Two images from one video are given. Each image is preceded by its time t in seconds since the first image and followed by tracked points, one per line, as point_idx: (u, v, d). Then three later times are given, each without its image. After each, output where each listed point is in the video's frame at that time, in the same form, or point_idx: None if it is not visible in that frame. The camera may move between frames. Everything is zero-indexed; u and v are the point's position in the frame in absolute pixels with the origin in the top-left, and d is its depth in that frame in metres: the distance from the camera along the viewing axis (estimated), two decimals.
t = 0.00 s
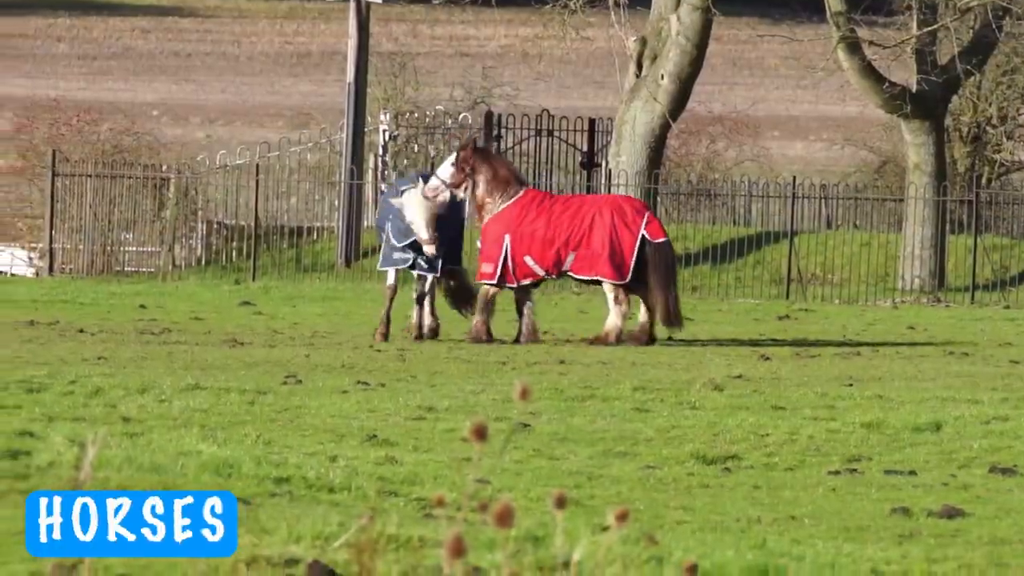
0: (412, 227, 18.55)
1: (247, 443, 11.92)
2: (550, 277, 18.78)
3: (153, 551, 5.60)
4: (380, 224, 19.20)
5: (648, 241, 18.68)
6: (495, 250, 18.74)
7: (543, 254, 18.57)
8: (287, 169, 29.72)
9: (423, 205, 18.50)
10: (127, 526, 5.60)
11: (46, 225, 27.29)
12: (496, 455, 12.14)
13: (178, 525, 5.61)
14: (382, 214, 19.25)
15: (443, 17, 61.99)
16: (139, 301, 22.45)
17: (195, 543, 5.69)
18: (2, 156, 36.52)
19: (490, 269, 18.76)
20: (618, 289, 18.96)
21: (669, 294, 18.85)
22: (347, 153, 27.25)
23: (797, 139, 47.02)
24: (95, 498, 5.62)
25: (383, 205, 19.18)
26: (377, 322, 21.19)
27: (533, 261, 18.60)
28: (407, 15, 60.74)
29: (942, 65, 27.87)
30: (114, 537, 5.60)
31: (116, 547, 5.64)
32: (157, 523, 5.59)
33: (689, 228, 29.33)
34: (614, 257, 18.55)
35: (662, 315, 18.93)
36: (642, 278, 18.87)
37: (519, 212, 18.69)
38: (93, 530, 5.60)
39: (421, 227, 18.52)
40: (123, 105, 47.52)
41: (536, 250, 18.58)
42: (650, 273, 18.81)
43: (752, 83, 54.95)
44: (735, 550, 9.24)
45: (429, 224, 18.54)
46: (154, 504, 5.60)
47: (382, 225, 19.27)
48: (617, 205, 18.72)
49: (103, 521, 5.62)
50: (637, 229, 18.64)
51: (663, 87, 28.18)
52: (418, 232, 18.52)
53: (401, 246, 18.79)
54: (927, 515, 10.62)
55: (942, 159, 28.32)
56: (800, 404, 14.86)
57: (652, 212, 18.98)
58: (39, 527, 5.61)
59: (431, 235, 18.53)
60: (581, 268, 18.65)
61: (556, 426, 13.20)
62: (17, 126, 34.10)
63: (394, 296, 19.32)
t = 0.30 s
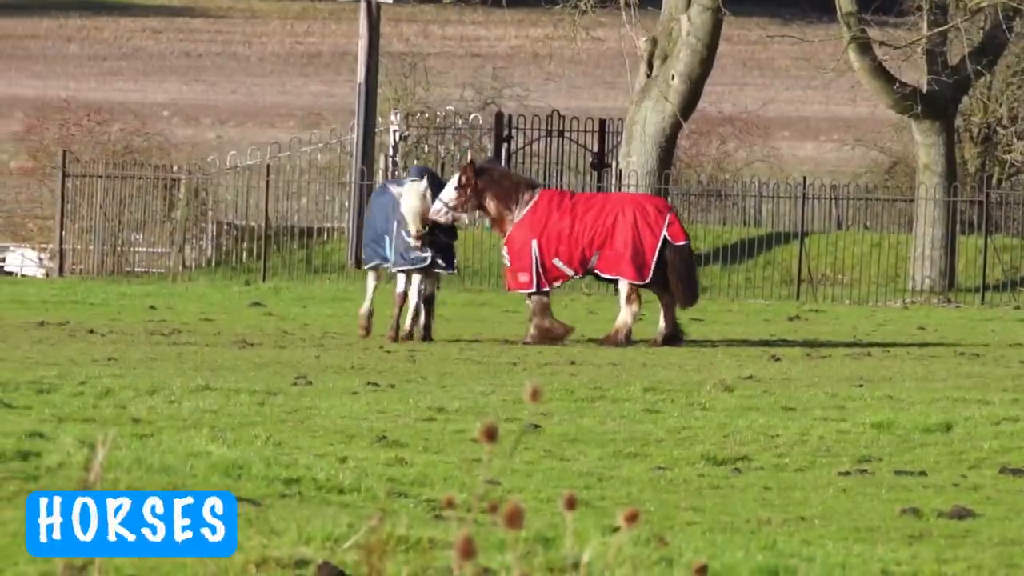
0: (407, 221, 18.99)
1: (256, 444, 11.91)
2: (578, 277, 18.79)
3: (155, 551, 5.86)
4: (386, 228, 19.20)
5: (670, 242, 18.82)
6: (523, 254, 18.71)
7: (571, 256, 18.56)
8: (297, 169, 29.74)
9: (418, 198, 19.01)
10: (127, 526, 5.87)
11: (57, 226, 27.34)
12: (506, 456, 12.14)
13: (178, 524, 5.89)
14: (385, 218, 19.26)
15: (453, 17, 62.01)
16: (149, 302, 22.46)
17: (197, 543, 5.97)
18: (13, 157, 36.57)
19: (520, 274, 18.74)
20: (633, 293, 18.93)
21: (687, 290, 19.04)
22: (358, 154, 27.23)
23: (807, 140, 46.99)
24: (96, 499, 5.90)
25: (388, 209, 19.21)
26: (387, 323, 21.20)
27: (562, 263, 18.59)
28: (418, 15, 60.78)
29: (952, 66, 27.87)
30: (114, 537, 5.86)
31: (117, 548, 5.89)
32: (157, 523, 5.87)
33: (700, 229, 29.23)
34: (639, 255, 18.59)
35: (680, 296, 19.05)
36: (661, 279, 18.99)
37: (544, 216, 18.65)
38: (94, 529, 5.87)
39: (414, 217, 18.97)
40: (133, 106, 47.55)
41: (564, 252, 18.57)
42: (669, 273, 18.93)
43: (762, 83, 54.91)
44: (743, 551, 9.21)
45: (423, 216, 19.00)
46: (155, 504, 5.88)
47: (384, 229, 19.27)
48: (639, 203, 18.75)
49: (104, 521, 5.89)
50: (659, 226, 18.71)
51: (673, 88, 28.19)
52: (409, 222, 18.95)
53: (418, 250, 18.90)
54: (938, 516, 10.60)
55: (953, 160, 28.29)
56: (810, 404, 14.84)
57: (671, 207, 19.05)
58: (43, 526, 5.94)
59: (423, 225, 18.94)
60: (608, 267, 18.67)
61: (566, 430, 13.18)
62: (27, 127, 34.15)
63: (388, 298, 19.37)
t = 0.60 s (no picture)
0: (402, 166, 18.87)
1: (258, 446, 11.93)
2: (580, 278, 18.79)
3: (154, 550, 5.61)
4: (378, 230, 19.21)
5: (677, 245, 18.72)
6: (525, 252, 18.75)
7: (573, 257, 18.58)
8: (299, 170, 29.77)
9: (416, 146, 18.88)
10: (127, 526, 5.62)
11: (58, 228, 27.41)
12: (508, 458, 12.14)
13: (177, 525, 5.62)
14: (376, 219, 19.25)
15: (455, 19, 62.08)
16: (150, 304, 22.48)
17: (197, 543, 5.70)
18: (15, 159, 36.61)
19: (522, 273, 18.77)
20: (637, 295, 18.94)
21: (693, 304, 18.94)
22: (359, 156, 27.25)
23: (809, 141, 47.10)
24: (96, 498, 5.64)
25: (380, 210, 19.22)
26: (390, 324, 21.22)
27: (563, 264, 18.60)
28: (421, 16, 60.83)
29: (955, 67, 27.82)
30: (114, 536, 5.62)
31: (118, 547, 5.66)
32: (157, 523, 5.61)
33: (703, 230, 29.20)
34: (642, 259, 18.54)
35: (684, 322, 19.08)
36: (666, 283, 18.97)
37: (548, 215, 18.69)
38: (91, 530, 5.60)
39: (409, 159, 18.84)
40: (135, 108, 47.57)
41: (565, 252, 18.59)
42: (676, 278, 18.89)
43: (764, 85, 54.98)
44: (744, 553, 9.22)
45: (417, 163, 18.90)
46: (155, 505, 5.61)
47: (374, 229, 19.29)
48: (647, 207, 18.69)
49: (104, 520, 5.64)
50: (665, 230, 18.62)
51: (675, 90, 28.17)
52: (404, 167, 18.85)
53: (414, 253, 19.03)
54: (939, 517, 10.61)
55: (955, 163, 28.34)
56: (812, 406, 14.85)
57: (680, 213, 18.95)
58: (40, 527, 5.65)
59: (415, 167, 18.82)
60: (610, 270, 18.64)
61: (568, 432, 13.19)
62: (30, 127, 34.20)
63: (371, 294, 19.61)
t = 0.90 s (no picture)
0: (436, 210, 18.93)
1: (261, 446, 11.94)
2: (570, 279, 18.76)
3: (154, 551, 5.60)
4: (377, 229, 19.13)
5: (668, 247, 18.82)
6: (514, 253, 18.77)
7: (562, 257, 18.56)
8: (301, 171, 29.80)
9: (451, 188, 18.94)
10: (127, 526, 5.60)
11: (61, 228, 27.44)
12: (510, 458, 12.14)
13: (178, 526, 5.62)
14: (374, 219, 19.18)
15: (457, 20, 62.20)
16: (153, 304, 22.52)
17: (197, 543, 5.70)
18: (18, 159, 36.68)
19: (511, 274, 18.78)
20: (637, 295, 18.92)
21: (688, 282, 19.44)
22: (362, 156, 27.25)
23: (811, 142, 47.29)
24: (96, 498, 5.62)
25: (379, 210, 19.16)
26: (389, 327, 21.24)
27: (552, 264, 18.60)
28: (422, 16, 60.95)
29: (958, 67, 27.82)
30: (114, 537, 5.60)
31: (117, 547, 5.64)
32: (157, 524, 5.59)
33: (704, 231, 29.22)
34: (632, 260, 18.50)
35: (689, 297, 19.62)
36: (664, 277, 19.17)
37: (537, 215, 18.72)
38: (92, 531, 5.57)
39: (447, 206, 18.89)
40: (137, 108, 47.66)
41: (554, 253, 18.58)
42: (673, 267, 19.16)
43: (766, 86, 55.15)
44: (747, 553, 9.21)
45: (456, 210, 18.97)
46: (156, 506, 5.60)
47: (371, 229, 19.19)
48: (637, 208, 18.67)
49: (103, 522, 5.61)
50: (655, 232, 18.61)
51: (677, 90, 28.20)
52: (440, 211, 18.91)
53: (420, 254, 19.11)
54: (942, 518, 10.61)
55: (957, 163, 28.33)
56: (814, 406, 14.85)
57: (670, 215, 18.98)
58: (40, 527, 5.61)
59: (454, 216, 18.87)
60: (600, 271, 18.60)
61: (570, 432, 13.20)
62: (32, 127, 34.24)
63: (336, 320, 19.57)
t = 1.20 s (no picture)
0: (467, 281, 18.79)
1: (273, 445, 11.94)
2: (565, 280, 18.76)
3: (154, 549, 6.02)
4: (387, 233, 18.67)
5: (655, 244, 18.75)
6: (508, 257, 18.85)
7: (551, 258, 18.60)
8: (314, 171, 29.80)
9: (485, 266, 18.73)
10: (126, 525, 6.04)
11: (74, 227, 27.50)
12: (523, 458, 12.13)
13: (177, 525, 6.10)
14: (386, 222, 18.72)
15: (469, 19, 62.26)
16: (166, 303, 22.55)
17: (196, 542, 6.15)
18: (32, 158, 36.77)
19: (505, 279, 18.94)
20: (639, 292, 19.02)
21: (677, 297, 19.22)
22: (375, 154, 27.25)
23: (824, 141, 47.36)
24: (96, 501, 6.10)
25: (392, 216, 18.71)
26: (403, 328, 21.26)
27: (542, 266, 18.65)
28: (435, 15, 61.01)
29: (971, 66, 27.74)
30: (115, 536, 6.00)
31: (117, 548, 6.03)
32: (156, 523, 6.05)
33: (716, 231, 29.49)
34: (618, 257, 18.37)
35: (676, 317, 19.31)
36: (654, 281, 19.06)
37: (529, 217, 18.76)
38: (95, 530, 6.03)
39: (486, 283, 18.76)
40: (150, 108, 47.71)
41: (544, 253, 18.60)
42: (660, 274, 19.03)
43: (780, 84, 55.18)
44: (760, 552, 9.19)
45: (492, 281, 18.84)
46: (155, 505, 6.08)
47: (380, 231, 18.74)
48: (626, 206, 18.56)
49: (105, 521, 6.07)
50: (642, 229, 18.47)
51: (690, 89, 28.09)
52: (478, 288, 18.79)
53: (429, 268, 18.73)
54: (954, 517, 10.59)
55: (969, 161, 28.26)
56: (827, 405, 14.83)
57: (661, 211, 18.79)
58: (43, 526, 6.28)
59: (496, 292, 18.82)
60: (589, 271, 18.54)
61: (583, 432, 13.19)
62: (45, 126, 34.32)
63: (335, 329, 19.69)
